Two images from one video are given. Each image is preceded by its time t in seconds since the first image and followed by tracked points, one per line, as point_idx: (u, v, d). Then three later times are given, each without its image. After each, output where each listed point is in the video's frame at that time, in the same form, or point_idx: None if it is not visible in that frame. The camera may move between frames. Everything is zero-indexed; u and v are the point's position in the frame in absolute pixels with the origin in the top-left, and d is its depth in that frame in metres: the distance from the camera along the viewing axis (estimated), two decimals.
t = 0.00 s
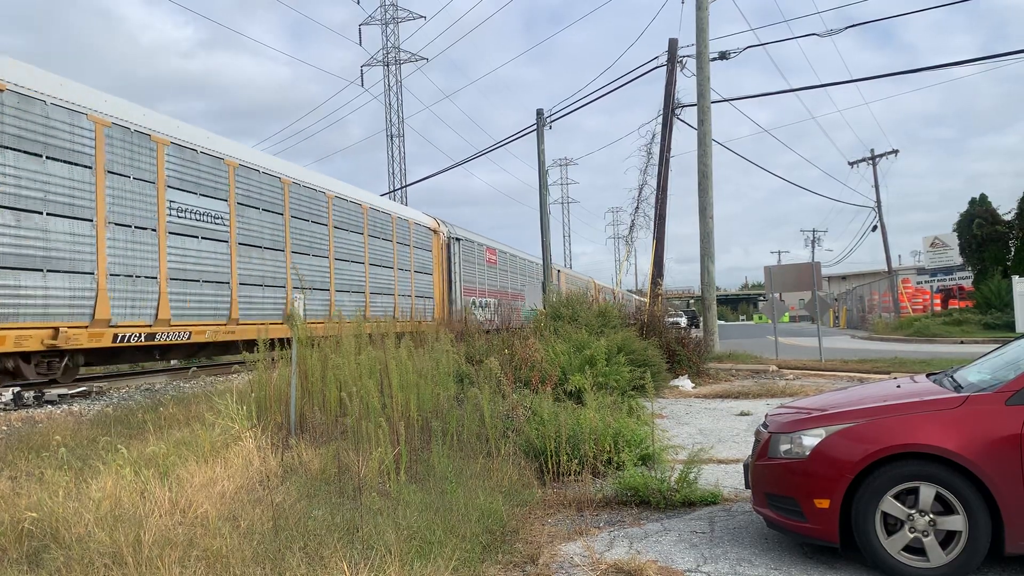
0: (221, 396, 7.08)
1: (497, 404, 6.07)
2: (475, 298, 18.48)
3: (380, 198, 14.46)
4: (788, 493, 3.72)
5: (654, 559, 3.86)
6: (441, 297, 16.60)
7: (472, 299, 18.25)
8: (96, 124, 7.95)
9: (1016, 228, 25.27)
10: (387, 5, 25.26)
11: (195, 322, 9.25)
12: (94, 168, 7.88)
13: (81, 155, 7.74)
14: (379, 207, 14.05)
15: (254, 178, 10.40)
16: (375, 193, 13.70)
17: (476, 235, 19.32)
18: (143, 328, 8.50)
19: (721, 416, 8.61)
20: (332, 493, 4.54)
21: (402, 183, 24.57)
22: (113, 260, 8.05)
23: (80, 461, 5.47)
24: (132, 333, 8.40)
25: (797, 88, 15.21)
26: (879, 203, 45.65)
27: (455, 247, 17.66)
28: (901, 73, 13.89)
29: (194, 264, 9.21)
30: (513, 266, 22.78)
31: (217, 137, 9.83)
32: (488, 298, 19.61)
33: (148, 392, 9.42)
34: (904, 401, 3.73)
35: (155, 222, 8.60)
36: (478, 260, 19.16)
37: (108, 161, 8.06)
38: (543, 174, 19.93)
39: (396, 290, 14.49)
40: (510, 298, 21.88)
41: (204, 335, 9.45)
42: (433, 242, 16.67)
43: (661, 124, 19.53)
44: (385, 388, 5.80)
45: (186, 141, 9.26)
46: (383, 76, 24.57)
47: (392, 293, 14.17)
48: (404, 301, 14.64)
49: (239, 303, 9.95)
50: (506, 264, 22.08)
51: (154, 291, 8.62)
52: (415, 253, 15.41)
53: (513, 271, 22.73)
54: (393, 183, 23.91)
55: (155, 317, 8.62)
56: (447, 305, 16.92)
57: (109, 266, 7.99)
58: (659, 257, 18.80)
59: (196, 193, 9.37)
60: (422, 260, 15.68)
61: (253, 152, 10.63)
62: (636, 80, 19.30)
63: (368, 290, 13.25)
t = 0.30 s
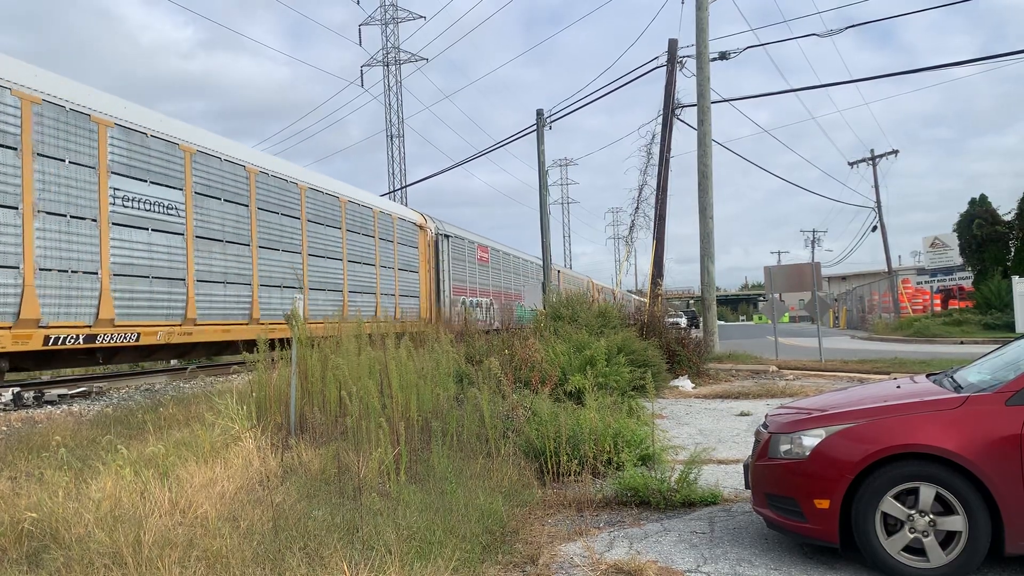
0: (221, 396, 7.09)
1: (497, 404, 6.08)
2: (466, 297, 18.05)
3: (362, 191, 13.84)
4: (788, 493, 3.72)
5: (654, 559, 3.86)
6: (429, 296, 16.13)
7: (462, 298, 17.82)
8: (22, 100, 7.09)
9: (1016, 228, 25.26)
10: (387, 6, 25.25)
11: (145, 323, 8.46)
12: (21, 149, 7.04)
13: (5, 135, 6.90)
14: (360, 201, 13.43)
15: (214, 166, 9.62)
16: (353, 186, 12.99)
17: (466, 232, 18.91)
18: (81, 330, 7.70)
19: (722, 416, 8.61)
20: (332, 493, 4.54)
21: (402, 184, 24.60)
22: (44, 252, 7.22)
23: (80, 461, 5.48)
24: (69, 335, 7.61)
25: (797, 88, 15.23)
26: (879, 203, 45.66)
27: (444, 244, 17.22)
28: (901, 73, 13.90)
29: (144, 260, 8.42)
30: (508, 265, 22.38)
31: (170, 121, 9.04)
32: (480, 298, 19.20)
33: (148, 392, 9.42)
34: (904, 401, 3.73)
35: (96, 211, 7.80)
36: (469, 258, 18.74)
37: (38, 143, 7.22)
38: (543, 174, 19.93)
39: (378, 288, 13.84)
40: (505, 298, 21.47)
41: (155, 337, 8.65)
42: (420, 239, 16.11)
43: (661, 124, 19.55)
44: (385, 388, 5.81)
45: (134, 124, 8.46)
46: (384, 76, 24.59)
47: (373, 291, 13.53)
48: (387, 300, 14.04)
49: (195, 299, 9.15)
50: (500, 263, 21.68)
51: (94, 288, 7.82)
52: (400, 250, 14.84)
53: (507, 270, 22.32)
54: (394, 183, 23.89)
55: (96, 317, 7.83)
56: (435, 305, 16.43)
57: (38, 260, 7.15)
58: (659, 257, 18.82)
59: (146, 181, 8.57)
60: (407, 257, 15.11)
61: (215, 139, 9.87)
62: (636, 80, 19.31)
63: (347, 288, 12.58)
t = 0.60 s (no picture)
0: (221, 396, 7.08)
1: (497, 404, 6.08)
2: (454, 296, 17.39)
3: (341, 182, 13.06)
4: (788, 493, 3.72)
5: (654, 559, 3.86)
6: (415, 294, 15.43)
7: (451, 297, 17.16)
8: None
9: (1016, 228, 25.27)
10: (387, 5, 25.22)
11: (83, 323, 7.61)
12: None
13: None
14: (338, 192, 12.64)
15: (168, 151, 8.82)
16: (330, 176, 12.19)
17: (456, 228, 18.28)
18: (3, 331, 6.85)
19: (721, 416, 8.61)
20: (332, 493, 4.54)
21: (402, 184, 24.62)
22: None
23: (80, 461, 5.47)
24: None
25: (797, 88, 15.23)
26: (879, 203, 45.66)
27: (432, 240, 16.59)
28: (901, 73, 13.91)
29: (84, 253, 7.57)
30: (502, 263, 21.74)
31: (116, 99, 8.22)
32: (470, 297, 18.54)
33: (148, 392, 9.41)
34: (904, 401, 3.73)
35: (25, 198, 6.96)
36: (458, 255, 18.09)
37: None
38: (543, 174, 19.92)
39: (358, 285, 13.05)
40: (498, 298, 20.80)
41: (95, 339, 7.79)
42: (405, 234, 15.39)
43: (661, 124, 19.55)
44: (385, 388, 5.81)
45: (70, 101, 7.61)
46: (383, 76, 24.58)
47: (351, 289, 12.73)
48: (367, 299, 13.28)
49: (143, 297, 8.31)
50: (492, 261, 21.04)
51: (21, 284, 6.97)
52: (383, 245, 14.08)
53: (501, 268, 21.69)
54: (394, 183, 23.86)
55: (22, 317, 6.96)
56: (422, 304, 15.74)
57: None
58: (659, 257, 18.82)
59: (87, 165, 7.73)
60: (390, 253, 14.36)
61: (171, 121, 9.08)
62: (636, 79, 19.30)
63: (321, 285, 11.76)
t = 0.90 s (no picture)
0: (221, 396, 7.08)
1: (497, 404, 6.08)
2: (444, 296, 16.60)
3: (315, 173, 12.35)
4: (788, 493, 3.72)
5: (654, 559, 3.86)
6: (399, 294, 14.71)
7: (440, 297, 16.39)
8: None
9: (1016, 228, 25.25)
10: (387, 5, 25.27)
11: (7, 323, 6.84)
12: None
13: None
14: (310, 183, 11.90)
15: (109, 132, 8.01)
16: (300, 164, 11.44)
17: (445, 224, 17.56)
18: None
19: (722, 416, 8.61)
20: (332, 493, 4.54)
21: (402, 184, 24.66)
22: None
23: (80, 461, 5.47)
24: None
25: (797, 88, 15.24)
26: (879, 203, 45.65)
27: (419, 237, 15.90)
28: (901, 73, 13.90)
29: (7, 243, 6.78)
30: (496, 262, 20.98)
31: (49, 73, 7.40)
32: (460, 297, 17.72)
33: (148, 392, 9.41)
34: (904, 401, 3.73)
35: None
36: (449, 253, 17.33)
37: None
38: (543, 174, 19.92)
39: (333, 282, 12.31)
40: (492, 298, 20.00)
41: (22, 341, 7.03)
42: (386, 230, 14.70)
43: (661, 124, 19.56)
44: (385, 387, 5.80)
45: None
46: (383, 76, 24.61)
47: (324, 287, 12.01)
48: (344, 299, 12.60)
49: (80, 295, 7.54)
50: (486, 260, 20.26)
51: None
52: (362, 241, 13.40)
53: (495, 267, 20.92)
54: (394, 183, 23.87)
55: None
56: (406, 303, 14.99)
57: None
58: (659, 257, 18.81)
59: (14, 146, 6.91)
60: (370, 249, 13.69)
61: (118, 101, 8.31)
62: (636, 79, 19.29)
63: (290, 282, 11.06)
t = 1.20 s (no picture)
0: (221, 396, 7.09)
1: (497, 405, 6.09)
2: (431, 296, 15.86)
3: (287, 163, 11.59)
4: (788, 493, 3.72)
5: (654, 559, 3.86)
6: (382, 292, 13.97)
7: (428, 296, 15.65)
8: None
9: (1016, 229, 25.26)
10: (387, 5, 25.35)
11: None
12: None
13: None
14: (279, 173, 11.11)
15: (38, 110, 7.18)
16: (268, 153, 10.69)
17: (434, 220, 16.86)
18: None
19: (722, 416, 8.61)
20: (332, 493, 4.55)
21: (402, 184, 24.79)
22: None
23: (80, 461, 5.48)
24: None
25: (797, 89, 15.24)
26: (878, 203, 45.67)
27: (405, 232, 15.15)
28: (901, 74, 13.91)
29: None
30: (490, 260, 20.25)
31: None
32: (450, 297, 16.99)
33: (148, 393, 9.41)
34: (904, 402, 3.73)
35: None
36: (438, 250, 16.62)
37: None
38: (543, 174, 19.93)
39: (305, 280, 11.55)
40: (485, 299, 19.30)
41: None
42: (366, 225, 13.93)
43: (661, 125, 19.56)
44: (385, 387, 5.81)
45: None
46: (383, 76, 24.66)
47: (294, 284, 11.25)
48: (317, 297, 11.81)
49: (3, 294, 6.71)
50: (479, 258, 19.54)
51: None
52: (340, 236, 12.66)
53: (489, 265, 20.20)
54: (394, 183, 23.92)
55: None
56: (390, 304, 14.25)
57: None
58: (659, 257, 18.83)
59: None
60: (349, 245, 12.97)
61: (54, 78, 7.54)
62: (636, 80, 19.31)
63: (255, 280, 10.27)
